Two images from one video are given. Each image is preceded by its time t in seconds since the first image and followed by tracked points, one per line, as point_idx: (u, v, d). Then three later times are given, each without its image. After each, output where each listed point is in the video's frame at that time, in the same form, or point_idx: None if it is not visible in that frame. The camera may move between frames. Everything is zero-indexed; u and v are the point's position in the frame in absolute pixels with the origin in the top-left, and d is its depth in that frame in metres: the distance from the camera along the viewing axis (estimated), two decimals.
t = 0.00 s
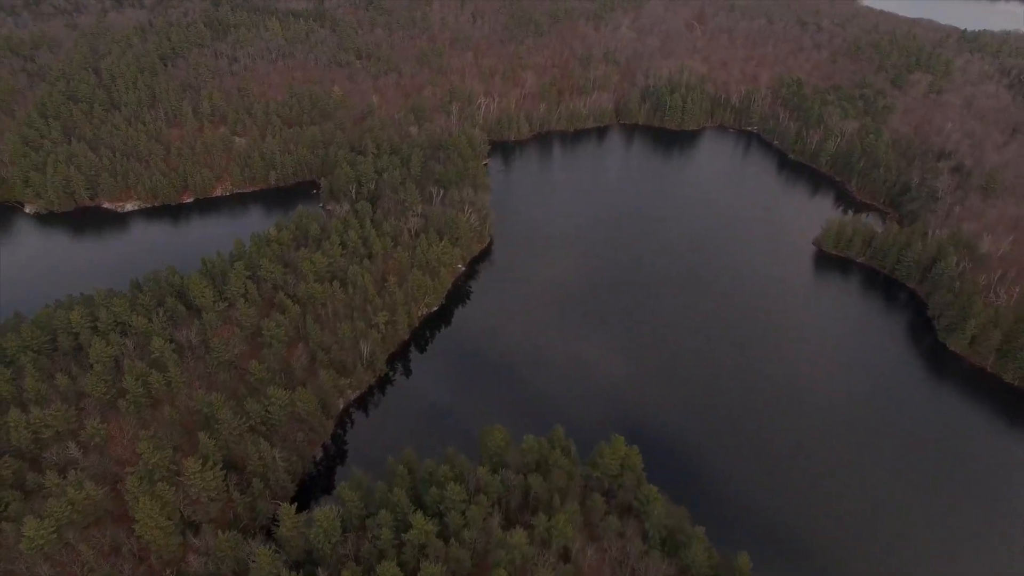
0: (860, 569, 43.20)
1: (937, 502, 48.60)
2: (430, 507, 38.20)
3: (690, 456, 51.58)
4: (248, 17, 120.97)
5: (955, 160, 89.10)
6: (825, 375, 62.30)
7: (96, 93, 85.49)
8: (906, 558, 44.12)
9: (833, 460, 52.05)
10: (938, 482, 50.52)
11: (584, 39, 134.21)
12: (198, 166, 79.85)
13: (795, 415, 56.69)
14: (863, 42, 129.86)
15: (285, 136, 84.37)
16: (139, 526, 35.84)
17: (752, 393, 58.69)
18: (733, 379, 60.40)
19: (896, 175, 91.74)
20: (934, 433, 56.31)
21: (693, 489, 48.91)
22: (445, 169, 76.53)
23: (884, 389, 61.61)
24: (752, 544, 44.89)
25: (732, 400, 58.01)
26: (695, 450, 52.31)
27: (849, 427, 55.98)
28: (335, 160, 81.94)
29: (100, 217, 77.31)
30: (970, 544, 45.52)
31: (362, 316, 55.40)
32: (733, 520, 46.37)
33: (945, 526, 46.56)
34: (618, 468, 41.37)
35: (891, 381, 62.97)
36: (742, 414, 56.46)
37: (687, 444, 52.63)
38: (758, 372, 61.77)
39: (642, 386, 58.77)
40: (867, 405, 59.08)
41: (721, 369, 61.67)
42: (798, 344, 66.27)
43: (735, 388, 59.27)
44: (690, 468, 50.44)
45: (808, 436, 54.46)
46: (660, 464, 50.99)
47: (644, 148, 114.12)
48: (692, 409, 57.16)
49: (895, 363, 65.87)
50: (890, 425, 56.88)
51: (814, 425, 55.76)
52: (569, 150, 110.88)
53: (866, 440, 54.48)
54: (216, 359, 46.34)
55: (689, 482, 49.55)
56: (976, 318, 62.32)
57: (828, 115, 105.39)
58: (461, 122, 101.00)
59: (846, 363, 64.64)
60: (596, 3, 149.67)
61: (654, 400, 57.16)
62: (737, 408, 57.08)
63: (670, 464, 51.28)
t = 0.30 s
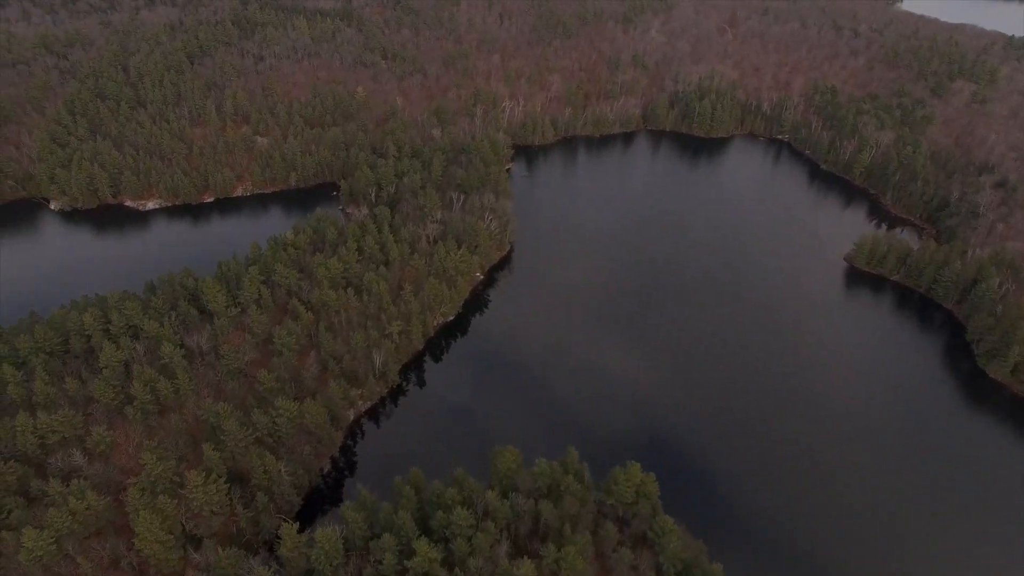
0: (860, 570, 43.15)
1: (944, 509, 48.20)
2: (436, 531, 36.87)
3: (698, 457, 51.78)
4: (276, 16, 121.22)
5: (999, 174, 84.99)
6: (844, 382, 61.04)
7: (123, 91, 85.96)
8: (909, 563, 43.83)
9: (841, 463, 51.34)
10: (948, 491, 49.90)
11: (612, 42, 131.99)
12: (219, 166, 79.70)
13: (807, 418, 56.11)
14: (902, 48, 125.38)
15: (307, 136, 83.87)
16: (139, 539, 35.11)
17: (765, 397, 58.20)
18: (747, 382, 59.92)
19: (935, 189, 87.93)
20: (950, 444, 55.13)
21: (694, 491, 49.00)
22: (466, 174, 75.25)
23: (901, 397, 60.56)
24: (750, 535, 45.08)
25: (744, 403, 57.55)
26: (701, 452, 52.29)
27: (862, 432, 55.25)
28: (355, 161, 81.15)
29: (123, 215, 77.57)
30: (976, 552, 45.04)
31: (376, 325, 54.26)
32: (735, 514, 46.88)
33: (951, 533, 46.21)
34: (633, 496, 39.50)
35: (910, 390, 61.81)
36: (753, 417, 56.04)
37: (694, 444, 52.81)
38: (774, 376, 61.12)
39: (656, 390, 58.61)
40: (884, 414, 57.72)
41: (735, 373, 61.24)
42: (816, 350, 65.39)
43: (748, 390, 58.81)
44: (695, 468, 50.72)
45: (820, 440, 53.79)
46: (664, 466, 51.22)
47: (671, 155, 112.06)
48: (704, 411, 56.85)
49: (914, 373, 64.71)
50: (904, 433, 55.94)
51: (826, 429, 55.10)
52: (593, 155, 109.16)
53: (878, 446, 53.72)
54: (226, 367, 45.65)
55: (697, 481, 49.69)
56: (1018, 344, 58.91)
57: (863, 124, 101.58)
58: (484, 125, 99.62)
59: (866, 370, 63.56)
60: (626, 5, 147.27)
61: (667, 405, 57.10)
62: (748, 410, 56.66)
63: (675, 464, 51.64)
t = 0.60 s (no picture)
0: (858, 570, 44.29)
1: (949, 513, 48.77)
2: (440, 558, 35.50)
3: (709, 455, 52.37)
4: (302, 15, 121.23)
5: None
6: (858, 388, 60.60)
7: (147, 89, 86.26)
8: (912, 565, 44.59)
9: (848, 466, 51.68)
10: (953, 494, 50.42)
11: (640, 46, 129.67)
12: (238, 166, 79.42)
13: (811, 419, 56.47)
14: (941, 56, 121.15)
15: (327, 138, 83.24)
16: (137, 554, 34.29)
17: (771, 398, 58.46)
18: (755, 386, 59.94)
19: (974, 205, 84.23)
20: (963, 447, 55.13)
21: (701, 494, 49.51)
22: (486, 181, 73.86)
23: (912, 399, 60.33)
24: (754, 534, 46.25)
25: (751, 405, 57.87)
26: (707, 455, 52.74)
27: (869, 432, 55.46)
28: (375, 164, 80.22)
29: (142, 214, 77.71)
30: (981, 556, 45.58)
31: (388, 335, 53.10)
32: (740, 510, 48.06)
33: (954, 536, 46.95)
34: (647, 527, 37.65)
35: (921, 392, 61.64)
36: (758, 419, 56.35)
37: (701, 446, 53.25)
38: (784, 380, 61.08)
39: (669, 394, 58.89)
40: (897, 419, 57.33)
41: (748, 377, 61.21)
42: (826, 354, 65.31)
43: (755, 393, 58.98)
44: (704, 467, 51.31)
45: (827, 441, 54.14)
46: (676, 466, 51.52)
47: (697, 162, 109.75)
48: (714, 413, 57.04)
49: (928, 376, 64.20)
50: (912, 433, 55.93)
51: (833, 430, 55.37)
52: (617, 161, 107.27)
53: (884, 446, 54.04)
54: (234, 375, 44.93)
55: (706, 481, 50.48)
56: None
57: (899, 135, 97.94)
58: (507, 129, 98.10)
59: (875, 373, 63.35)
60: (655, 9, 144.81)
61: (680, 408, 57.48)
62: (755, 411, 57.00)
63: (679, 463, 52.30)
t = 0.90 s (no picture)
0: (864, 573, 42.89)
1: (961, 519, 47.13)
2: None
3: (718, 455, 51.10)
4: (324, 14, 120.80)
5: None
6: (874, 393, 58.81)
7: (167, 87, 86.21)
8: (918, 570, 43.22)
9: (857, 470, 50.26)
10: (966, 499, 48.77)
11: (665, 50, 127.20)
12: (254, 167, 78.96)
13: (820, 422, 54.94)
14: (979, 64, 117.01)
15: (344, 140, 82.41)
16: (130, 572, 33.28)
17: (780, 401, 56.99)
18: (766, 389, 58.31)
19: (1012, 220, 80.60)
20: (980, 453, 53.23)
21: (710, 495, 48.35)
22: (504, 187, 72.35)
23: (924, 405, 58.36)
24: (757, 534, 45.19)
25: (760, 408, 56.44)
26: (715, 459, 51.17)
27: (879, 436, 53.95)
28: (392, 167, 79.13)
29: (159, 213, 77.50)
30: (994, 564, 43.99)
31: (398, 346, 51.82)
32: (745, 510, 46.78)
33: (965, 542, 45.42)
34: (659, 559, 35.81)
35: (935, 398, 59.75)
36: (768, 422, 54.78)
37: (708, 450, 51.60)
38: (798, 382, 59.55)
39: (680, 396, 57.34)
40: (910, 423, 55.70)
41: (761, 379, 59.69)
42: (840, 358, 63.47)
43: (765, 395, 57.50)
44: (708, 471, 49.93)
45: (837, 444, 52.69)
46: (685, 469, 50.23)
47: (721, 169, 107.11)
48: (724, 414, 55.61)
49: (943, 383, 62.18)
50: (924, 438, 54.24)
51: (844, 433, 53.84)
52: (638, 167, 104.91)
53: (895, 450, 52.54)
54: (239, 386, 44.06)
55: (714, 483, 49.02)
56: None
57: (933, 146, 94.37)
58: (527, 133, 96.45)
59: (886, 377, 61.55)
60: (681, 12, 142.16)
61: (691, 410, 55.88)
62: (764, 414, 55.48)
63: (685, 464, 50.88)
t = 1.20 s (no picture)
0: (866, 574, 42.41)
1: (971, 525, 46.01)
2: None
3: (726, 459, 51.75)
4: (342, 14, 120.13)
5: None
6: (884, 398, 57.76)
7: (182, 88, 85.88)
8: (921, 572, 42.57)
9: (864, 474, 49.35)
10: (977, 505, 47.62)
11: (686, 54, 124.82)
12: (266, 169, 78.26)
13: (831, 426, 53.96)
14: (1012, 72, 113.16)
15: (357, 143, 81.40)
16: None
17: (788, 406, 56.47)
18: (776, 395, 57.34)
19: None
20: (991, 459, 51.94)
21: (716, 498, 48.99)
22: (518, 194, 70.77)
23: (934, 411, 56.95)
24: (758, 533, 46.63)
25: (767, 413, 56.06)
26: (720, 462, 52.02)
27: (887, 439, 52.90)
28: (404, 171, 77.95)
29: (170, 214, 77.02)
30: (1004, 571, 42.93)
31: (404, 358, 50.50)
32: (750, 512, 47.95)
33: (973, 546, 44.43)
34: None
35: (948, 404, 58.29)
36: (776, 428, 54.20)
37: (714, 456, 52.13)
38: (807, 387, 58.64)
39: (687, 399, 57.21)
40: (920, 427, 54.54)
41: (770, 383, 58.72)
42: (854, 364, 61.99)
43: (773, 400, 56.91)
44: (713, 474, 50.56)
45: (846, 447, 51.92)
46: (691, 474, 50.68)
47: (741, 177, 104.67)
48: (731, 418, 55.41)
49: (958, 389, 60.65)
50: (934, 442, 53.07)
51: (853, 438, 52.89)
52: (656, 174, 102.79)
53: (903, 453, 51.49)
54: (239, 398, 43.02)
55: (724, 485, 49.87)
56: None
57: (964, 157, 90.99)
58: (543, 138, 94.74)
59: (897, 381, 60.16)
60: (703, 16, 139.56)
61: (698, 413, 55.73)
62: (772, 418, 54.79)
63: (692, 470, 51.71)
